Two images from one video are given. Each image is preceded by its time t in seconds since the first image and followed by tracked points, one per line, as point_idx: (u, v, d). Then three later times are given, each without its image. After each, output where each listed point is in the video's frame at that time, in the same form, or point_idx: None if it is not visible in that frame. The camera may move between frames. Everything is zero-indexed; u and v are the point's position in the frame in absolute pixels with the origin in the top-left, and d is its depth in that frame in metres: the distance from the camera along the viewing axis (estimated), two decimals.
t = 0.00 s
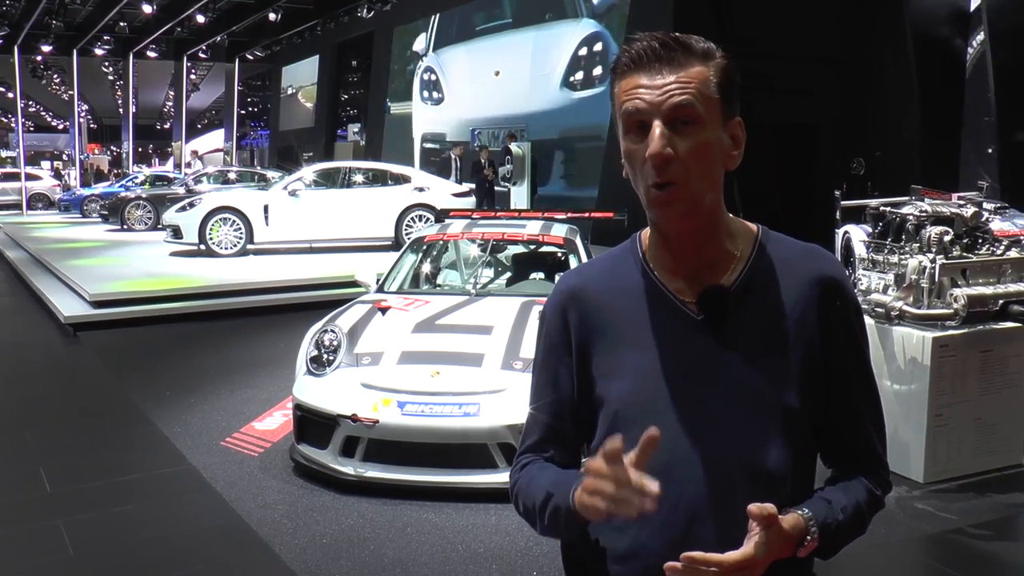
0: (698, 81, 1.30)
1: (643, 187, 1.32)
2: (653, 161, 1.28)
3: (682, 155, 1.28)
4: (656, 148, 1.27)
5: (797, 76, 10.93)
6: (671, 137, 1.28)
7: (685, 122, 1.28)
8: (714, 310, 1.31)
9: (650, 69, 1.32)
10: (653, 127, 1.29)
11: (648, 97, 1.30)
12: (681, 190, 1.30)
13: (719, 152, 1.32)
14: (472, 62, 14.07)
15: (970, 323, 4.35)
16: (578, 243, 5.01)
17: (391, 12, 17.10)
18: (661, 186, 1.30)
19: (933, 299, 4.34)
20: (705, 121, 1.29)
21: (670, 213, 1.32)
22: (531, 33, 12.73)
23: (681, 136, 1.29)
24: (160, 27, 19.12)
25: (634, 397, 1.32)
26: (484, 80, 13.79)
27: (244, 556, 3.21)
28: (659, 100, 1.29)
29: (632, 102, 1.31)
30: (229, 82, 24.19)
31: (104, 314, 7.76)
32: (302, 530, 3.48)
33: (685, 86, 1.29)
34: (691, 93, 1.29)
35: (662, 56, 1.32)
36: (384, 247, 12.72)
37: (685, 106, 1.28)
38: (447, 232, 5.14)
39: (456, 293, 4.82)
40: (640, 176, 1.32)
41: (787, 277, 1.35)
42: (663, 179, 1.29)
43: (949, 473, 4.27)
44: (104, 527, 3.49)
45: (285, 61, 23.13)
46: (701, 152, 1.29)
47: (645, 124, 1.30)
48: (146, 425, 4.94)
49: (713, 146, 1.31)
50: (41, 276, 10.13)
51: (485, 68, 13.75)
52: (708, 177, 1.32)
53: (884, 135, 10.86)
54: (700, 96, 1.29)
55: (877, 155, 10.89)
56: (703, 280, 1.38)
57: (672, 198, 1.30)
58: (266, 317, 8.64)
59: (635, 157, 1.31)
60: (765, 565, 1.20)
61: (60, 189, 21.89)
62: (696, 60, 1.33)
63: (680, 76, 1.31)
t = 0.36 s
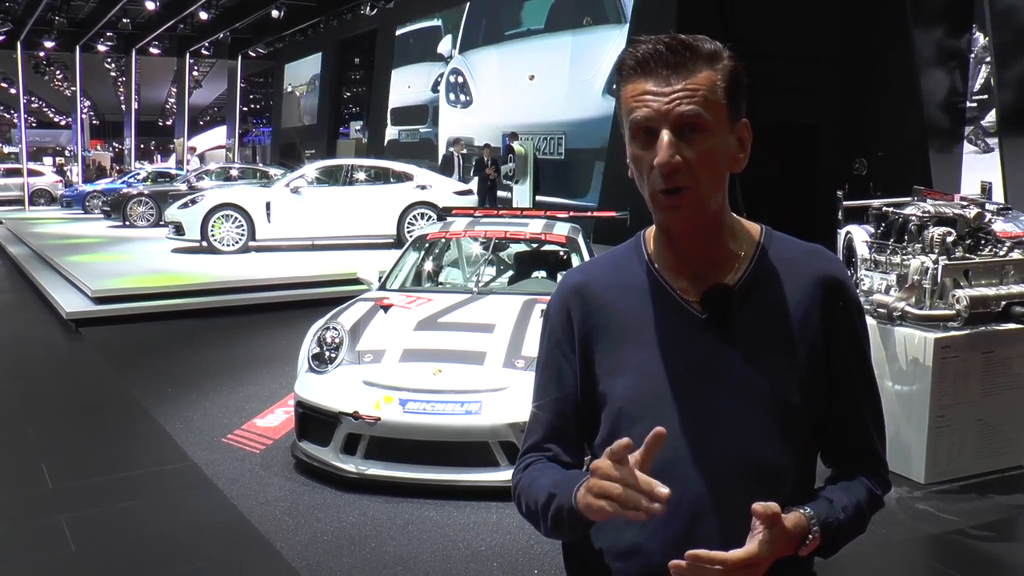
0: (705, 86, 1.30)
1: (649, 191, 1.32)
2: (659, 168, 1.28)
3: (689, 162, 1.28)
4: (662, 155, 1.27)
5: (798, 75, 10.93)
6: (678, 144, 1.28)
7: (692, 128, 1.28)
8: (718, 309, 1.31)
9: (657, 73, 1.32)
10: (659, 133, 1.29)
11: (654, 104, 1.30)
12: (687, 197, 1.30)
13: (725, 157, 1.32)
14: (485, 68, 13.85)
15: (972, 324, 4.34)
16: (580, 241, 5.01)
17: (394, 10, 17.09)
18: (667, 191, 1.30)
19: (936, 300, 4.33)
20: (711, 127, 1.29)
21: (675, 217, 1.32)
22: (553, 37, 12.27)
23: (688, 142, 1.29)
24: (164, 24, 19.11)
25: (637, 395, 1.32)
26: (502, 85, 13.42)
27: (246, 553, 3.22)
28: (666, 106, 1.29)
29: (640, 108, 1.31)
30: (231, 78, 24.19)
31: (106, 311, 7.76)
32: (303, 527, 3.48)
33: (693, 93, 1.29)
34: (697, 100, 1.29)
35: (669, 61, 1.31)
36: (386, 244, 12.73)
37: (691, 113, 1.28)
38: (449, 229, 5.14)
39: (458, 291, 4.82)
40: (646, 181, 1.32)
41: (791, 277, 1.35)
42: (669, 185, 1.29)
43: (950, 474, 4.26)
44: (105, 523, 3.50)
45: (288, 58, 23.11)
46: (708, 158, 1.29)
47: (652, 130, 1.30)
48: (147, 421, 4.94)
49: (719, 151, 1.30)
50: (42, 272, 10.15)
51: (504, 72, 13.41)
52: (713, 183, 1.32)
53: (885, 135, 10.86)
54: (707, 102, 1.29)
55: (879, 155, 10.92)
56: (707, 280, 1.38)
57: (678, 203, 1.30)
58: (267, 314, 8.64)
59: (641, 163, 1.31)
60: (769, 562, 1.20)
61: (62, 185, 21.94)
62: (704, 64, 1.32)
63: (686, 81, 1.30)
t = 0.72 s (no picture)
0: (710, 79, 1.30)
1: (653, 185, 1.32)
2: (665, 160, 1.28)
3: (694, 154, 1.28)
4: (668, 147, 1.27)
5: (799, 75, 10.91)
6: (683, 137, 1.28)
7: (697, 120, 1.28)
8: (721, 309, 1.31)
9: (662, 69, 1.32)
10: (664, 125, 1.29)
11: (660, 96, 1.29)
12: (692, 189, 1.30)
13: (731, 153, 1.32)
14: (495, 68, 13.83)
15: (973, 324, 4.33)
16: (582, 241, 5.00)
17: (396, 8, 17.05)
18: (673, 183, 1.29)
19: (937, 300, 4.33)
20: (716, 120, 1.29)
21: (681, 210, 1.31)
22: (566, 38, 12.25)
23: (693, 135, 1.28)
24: (165, 21, 19.09)
25: (638, 394, 1.32)
26: (513, 86, 13.40)
27: (246, 550, 3.22)
28: (671, 98, 1.29)
29: (645, 100, 1.31)
30: (233, 76, 24.15)
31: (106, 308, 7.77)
32: (304, 524, 3.49)
33: (698, 85, 1.29)
34: (703, 92, 1.29)
35: (674, 56, 1.32)
36: (387, 242, 12.72)
37: (696, 105, 1.28)
38: (450, 228, 5.14)
39: (459, 290, 4.82)
40: (651, 174, 1.31)
41: (793, 277, 1.34)
42: (675, 177, 1.29)
43: (950, 475, 4.26)
44: (106, 520, 3.50)
45: (289, 56, 23.06)
46: (712, 152, 1.29)
47: (658, 123, 1.30)
48: (148, 418, 4.95)
49: (724, 145, 1.30)
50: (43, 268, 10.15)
51: (513, 73, 13.41)
52: (718, 177, 1.31)
53: (888, 135, 10.77)
54: (712, 95, 1.29)
55: (881, 156, 10.85)
56: (711, 278, 1.38)
57: (683, 196, 1.30)
58: (269, 312, 8.64)
59: (647, 155, 1.31)
60: (771, 564, 1.20)
61: (63, 182, 21.91)
62: (708, 59, 1.32)
63: (691, 75, 1.30)
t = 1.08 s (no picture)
0: (707, 76, 1.30)
1: (652, 183, 1.32)
2: (661, 156, 1.28)
3: (691, 152, 1.27)
4: (663, 142, 1.27)
5: (801, 75, 10.89)
6: (679, 133, 1.28)
7: (693, 116, 1.28)
8: (722, 304, 1.31)
9: (659, 67, 1.32)
10: (660, 124, 1.30)
11: (656, 94, 1.30)
12: (689, 187, 1.29)
13: (729, 148, 1.32)
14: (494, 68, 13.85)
15: (974, 324, 4.32)
16: (583, 240, 5.01)
17: (398, 7, 17.02)
18: (671, 181, 1.29)
19: (938, 300, 4.32)
20: (713, 118, 1.29)
21: (679, 207, 1.31)
22: (567, 41, 12.25)
23: (689, 132, 1.28)
24: (166, 19, 19.06)
25: (638, 388, 1.31)
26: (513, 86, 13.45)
27: (248, 549, 3.22)
28: (667, 97, 1.29)
29: (642, 99, 1.31)
30: (234, 74, 24.13)
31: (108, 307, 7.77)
32: (305, 523, 3.49)
33: (693, 82, 1.29)
34: (698, 88, 1.28)
35: (671, 55, 1.32)
36: (388, 241, 12.72)
37: (692, 103, 1.28)
38: (451, 228, 5.14)
39: (461, 289, 4.82)
40: (649, 172, 1.32)
41: (794, 275, 1.35)
42: (673, 175, 1.29)
43: (951, 475, 4.26)
44: (108, 518, 3.50)
45: (291, 54, 23.02)
46: (709, 149, 1.29)
47: (654, 120, 1.30)
48: (148, 417, 4.95)
49: (722, 141, 1.30)
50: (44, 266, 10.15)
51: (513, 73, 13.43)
52: (716, 173, 1.31)
53: (889, 136, 10.81)
54: (708, 91, 1.29)
55: (882, 155, 10.86)
56: (712, 274, 1.38)
57: (681, 191, 1.30)
58: (270, 311, 8.65)
59: (644, 154, 1.31)
60: (771, 553, 1.20)
61: (64, 180, 21.90)
62: (704, 57, 1.33)
63: (688, 73, 1.30)
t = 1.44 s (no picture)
0: (698, 92, 1.30)
1: (647, 199, 1.33)
2: (655, 178, 1.29)
3: (684, 170, 1.28)
4: (658, 165, 1.28)
5: (801, 78, 10.94)
6: (673, 154, 1.28)
7: (687, 134, 1.28)
8: (717, 309, 1.32)
9: (650, 83, 1.32)
10: (653, 141, 1.30)
11: (648, 115, 1.30)
12: (683, 205, 1.31)
13: (723, 161, 1.32)
14: (496, 71, 13.90)
15: (976, 327, 4.32)
16: (584, 242, 5.01)
17: (400, 9, 17.05)
18: (665, 199, 1.30)
19: (939, 302, 4.32)
20: (706, 134, 1.29)
21: (674, 224, 1.32)
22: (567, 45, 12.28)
23: (682, 150, 1.29)
24: (169, 21, 19.09)
25: (634, 390, 1.32)
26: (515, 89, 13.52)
27: (249, 551, 3.22)
28: (658, 115, 1.29)
29: (634, 118, 1.31)
30: (237, 76, 24.17)
31: (110, 308, 7.80)
32: (306, 525, 3.50)
33: (684, 101, 1.29)
34: (690, 107, 1.29)
35: (661, 72, 1.31)
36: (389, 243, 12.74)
37: (684, 122, 1.29)
38: (453, 229, 5.16)
39: (462, 291, 4.83)
40: (643, 189, 1.33)
41: (788, 280, 1.35)
42: (667, 193, 1.30)
43: (953, 477, 4.26)
44: (110, 519, 3.51)
45: (293, 56, 23.05)
46: (702, 165, 1.29)
47: (647, 140, 1.30)
48: (151, 418, 4.96)
49: (716, 156, 1.31)
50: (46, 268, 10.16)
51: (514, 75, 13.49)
52: (710, 187, 1.32)
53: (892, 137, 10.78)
54: (700, 108, 1.29)
55: (883, 158, 10.87)
56: (709, 281, 1.38)
57: (677, 211, 1.31)
58: (272, 313, 8.66)
59: (637, 172, 1.32)
60: (764, 554, 1.20)
61: (67, 182, 21.92)
62: (695, 69, 1.32)
63: (679, 89, 1.30)
